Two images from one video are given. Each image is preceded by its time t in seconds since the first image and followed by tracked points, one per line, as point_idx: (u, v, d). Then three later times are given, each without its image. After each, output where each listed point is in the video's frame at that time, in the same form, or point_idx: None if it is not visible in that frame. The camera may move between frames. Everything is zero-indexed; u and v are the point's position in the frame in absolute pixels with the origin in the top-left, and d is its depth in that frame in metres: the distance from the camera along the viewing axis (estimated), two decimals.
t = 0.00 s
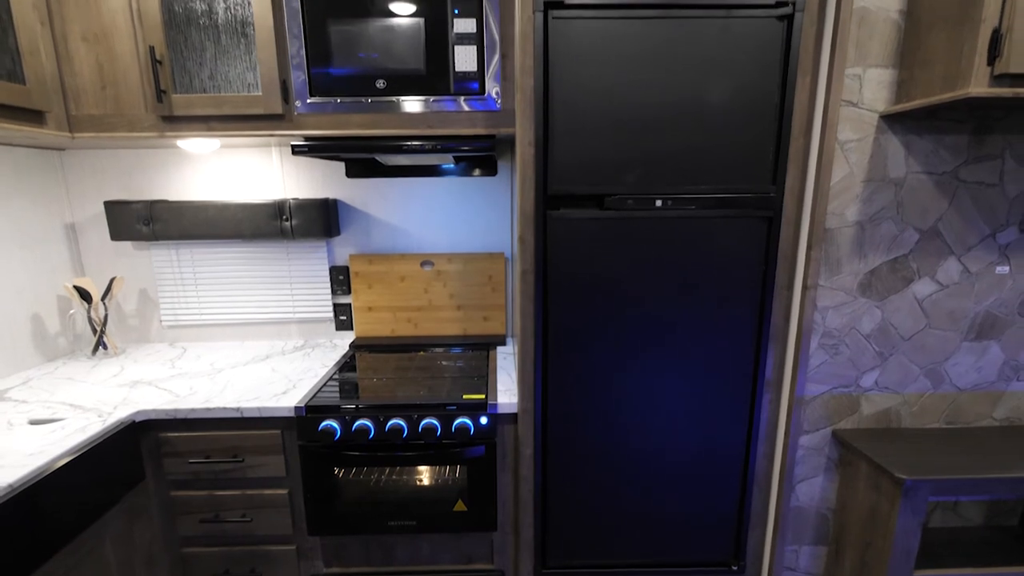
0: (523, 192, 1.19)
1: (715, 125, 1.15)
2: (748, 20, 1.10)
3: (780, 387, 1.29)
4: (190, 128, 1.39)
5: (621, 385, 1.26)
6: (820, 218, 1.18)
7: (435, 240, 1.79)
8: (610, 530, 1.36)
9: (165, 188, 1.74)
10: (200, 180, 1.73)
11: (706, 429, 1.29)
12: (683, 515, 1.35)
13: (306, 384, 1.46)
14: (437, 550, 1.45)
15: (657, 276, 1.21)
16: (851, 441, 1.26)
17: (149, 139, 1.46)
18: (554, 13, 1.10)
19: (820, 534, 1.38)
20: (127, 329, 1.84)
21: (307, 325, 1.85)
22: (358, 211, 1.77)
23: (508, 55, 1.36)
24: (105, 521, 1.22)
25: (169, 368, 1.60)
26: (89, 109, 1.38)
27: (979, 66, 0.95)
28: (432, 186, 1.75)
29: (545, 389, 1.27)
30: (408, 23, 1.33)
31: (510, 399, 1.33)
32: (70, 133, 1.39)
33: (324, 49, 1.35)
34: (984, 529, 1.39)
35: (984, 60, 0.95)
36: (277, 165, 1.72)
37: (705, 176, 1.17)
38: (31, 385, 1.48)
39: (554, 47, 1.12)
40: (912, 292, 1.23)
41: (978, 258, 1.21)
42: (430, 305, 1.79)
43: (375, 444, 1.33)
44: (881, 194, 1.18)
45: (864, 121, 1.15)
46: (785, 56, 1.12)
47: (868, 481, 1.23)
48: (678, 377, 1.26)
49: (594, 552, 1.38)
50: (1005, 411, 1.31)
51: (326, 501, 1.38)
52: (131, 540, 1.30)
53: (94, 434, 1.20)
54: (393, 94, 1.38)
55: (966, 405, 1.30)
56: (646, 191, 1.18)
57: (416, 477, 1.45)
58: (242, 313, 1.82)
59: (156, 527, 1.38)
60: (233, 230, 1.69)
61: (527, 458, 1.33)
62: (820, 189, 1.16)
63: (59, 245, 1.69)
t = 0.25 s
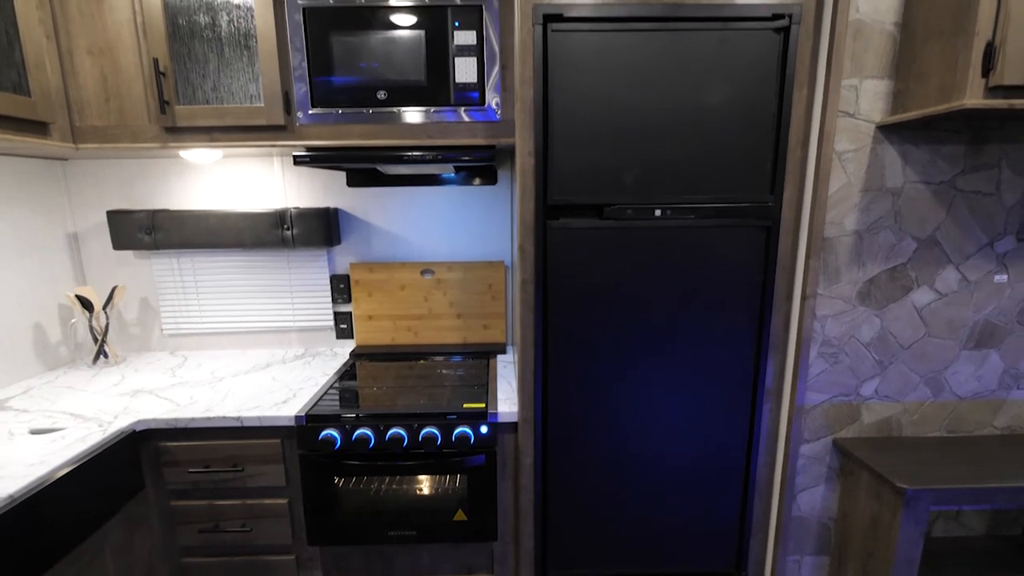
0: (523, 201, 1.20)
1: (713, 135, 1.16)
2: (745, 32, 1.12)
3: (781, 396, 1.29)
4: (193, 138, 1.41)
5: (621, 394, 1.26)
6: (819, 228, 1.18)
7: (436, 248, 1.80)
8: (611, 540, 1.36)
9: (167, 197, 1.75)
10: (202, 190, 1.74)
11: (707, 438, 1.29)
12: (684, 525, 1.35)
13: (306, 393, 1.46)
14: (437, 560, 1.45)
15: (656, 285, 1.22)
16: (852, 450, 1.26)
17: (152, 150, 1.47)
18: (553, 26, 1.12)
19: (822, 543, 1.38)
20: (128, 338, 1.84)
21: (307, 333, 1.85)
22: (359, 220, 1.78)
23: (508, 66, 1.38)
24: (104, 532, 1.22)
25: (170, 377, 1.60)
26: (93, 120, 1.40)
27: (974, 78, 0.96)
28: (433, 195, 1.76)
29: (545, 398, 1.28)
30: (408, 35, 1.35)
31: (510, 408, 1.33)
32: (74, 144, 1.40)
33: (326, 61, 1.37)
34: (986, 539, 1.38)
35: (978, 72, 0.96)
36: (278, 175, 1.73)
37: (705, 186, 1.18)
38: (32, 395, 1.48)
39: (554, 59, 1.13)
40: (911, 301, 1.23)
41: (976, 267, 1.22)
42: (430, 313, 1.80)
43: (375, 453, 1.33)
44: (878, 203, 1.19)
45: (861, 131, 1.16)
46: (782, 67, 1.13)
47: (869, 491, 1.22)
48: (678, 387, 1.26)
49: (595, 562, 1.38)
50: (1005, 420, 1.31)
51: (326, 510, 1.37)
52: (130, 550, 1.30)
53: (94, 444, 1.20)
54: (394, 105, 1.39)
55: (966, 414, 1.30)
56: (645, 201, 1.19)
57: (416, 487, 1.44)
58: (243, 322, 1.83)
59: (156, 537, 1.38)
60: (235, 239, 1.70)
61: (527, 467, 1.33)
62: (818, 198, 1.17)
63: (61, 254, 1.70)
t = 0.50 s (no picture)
0: (522, 211, 1.20)
1: (711, 145, 1.17)
2: (742, 44, 1.13)
3: (781, 405, 1.29)
4: (196, 149, 1.42)
5: (621, 403, 1.26)
6: (817, 237, 1.19)
7: (436, 257, 1.81)
8: (612, 550, 1.35)
9: (169, 206, 1.76)
10: (203, 199, 1.75)
11: (707, 447, 1.29)
12: (685, 535, 1.34)
13: (307, 402, 1.46)
14: (437, 570, 1.44)
15: (656, 294, 1.22)
16: (853, 459, 1.26)
17: (155, 160, 1.48)
18: (553, 38, 1.13)
19: (824, 553, 1.37)
20: (129, 346, 1.84)
21: (308, 342, 1.85)
22: (360, 228, 1.79)
23: (508, 77, 1.39)
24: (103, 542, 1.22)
25: (170, 386, 1.60)
26: (96, 131, 1.41)
27: (969, 89, 0.97)
28: (433, 204, 1.77)
29: (545, 408, 1.28)
30: (409, 47, 1.36)
31: (510, 417, 1.33)
32: (77, 154, 1.41)
33: (327, 73, 1.38)
34: (989, 548, 1.38)
35: (973, 83, 0.97)
36: (279, 184, 1.74)
37: (703, 195, 1.19)
38: (33, 404, 1.48)
39: (553, 70, 1.14)
40: (910, 310, 1.23)
41: (975, 276, 1.22)
42: (430, 321, 1.80)
43: (375, 462, 1.33)
44: (876, 213, 1.19)
45: (858, 141, 1.17)
46: (779, 78, 1.14)
47: (870, 500, 1.22)
48: (678, 395, 1.26)
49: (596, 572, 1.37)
50: (1006, 428, 1.31)
51: (325, 520, 1.37)
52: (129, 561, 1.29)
53: (94, 454, 1.20)
54: (395, 115, 1.40)
55: (967, 422, 1.30)
56: (644, 211, 1.20)
57: (415, 496, 1.44)
58: (244, 330, 1.83)
59: (154, 548, 1.37)
60: (236, 248, 1.70)
61: (527, 477, 1.33)
62: (816, 207, 1.18)
63: (63, 263, 1.71)
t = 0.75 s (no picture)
0: (522, 221, 1.21)
1: (709, 155, 1.17)
2: (739, 55, 1.14)
3: (781, 414, 1.29)
4: (198, 159, 1.43)
5: (621, 412, 1.26)
6: (815, 246, 1.19)
7: (436, 265, 1.81)
8: (613, 560, 1.34)
9: (171, 215, 1.77)
10: (205, 208, 1.76)
11: (708, 456, 1.29)
12: (686, 544, 1.34)
13: (307, 411, 1.46)
14: None
15: (655, 303, 1.23)
16: (854, 468, 1.26)
17: (157, 170, 1.49)
18: (552, 50, 1.14)
19: (825, 563, 1.36)
20: (129, 355, 1.85)
21: (308, 350, 1.85)
22: (360, 237, 1.80)
23: (507, 88, 1.40)
24: (102, 552, 1.21)
25: (171, 395, 1.60)
26: (99, 142, 1.42)
27: (964, 100, 0.98)
28: (433, 212, 1.78)
29: (544, 417, 1.28)
30: (410, 58, 1.38)
31: (510, 426, 1.33)
32: (80, 164, 1.42)
33: (328, 83, 1.39)
34: (991, 558, 1.37)
35: (968, 94, 0.98)
36: (280, 193, 1.75)
37: (702, 205, 1.19)
38: (33, 413, 1.48)
39: (552, 81, 1.15)
40: (909, 318, 1.24)
41: (973, 284, 1.23)
42: (430, 329, 1.80)
43: (375, 472, 1.33)
44: (874, 222, 1.20)
45: (855, 151, 1.18)
46: (777, 89, 1.15)
47: (871, 509, 1.22)
48: (678, 404, 1.26)
49: None
50: (1007, 437, 1.31)
51: (325, 530, 1.37)
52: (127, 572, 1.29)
53: (94, 463, 1.20)
54: (395, 125, 1.41)
55: (967, 431, 1.30)
56: (643, 220, 1.20)
57: (415, 505, 1.43)
58: (244, 338, 1.83)
59: (153, 558, 1.37)
60: (237, 257, 1.71)
61: (527, 486, 1.32)
62: (814, 217, 1.18)
63: (65, 272, 1.71)
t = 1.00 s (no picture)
0: (522, 230, 1.22)
1: (708, 165, 1.18)
2: (737, 66, 1.15)
3: (781, 422, 1.29)
4: (200, 169, 1.44)
5: (621, 421, 1.26)
6: (814, 255, 1.20)
7: (436, 274, 1.82)
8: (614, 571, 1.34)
9: (172, 224, 1.77)
10: (206, 217, 1.77)
11: (708, 465, 1.28)
12: (687, 554, 1.33)
13: (307, 420, 1.46)
14: None
15: (655, 311, 1.23)
16: (854, 477, 1.25)
17: (160, 179, 1.50)
18: (551, 61, 1.16)
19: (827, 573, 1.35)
20: (130, 364, 1.85)
21: (309, 358, 1.85)
22: (361, 245, 1.80)
23: (507, 98, 1.41)
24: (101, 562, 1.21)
25: (170, 404, 1.60)
26: (102, 152, 1.43)
27: (960, 110, 0.99)
28: (433, 221, 1.79)
29: (544, 425, 1.28)
30: (410, 69, 1.39)
31: (510, 435, 1.32)
32: (83, 174, 1.43)
33: (330, 94, 1.41)
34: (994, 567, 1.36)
35: (963, 105, 0.99)
36: (281, 201, 1.76)
37: (701, 214, 1.20)
38: (33, 422, 1.48)
39: (551, 92, 1.16)
40: (908, 326, 1.24)
41: (972, 293, 1.23)
42: (431, 338, 1.81)
43: (374, 481, 1.32)
44: (872, 231, 1.20)
45: (852, 160, 1.19)
46: (774, 99, 1.16)
47: (873, 519, 1.21)
48: (678, 413, 1.26)
49: None
50: (1008, 445, 1.30)
51: (324, 540, 1.36)
52: None
53: (94, 473, 1.20)
54: (396, 135, 1.42)
55: (968, 440, 1.30)
56: (642, 229, 1.21)
57: (416, 514, 1.42)
58: (244, 346, 1.84)
59: (152, 568, 1.36)
60: (237, 265, 1.72)
61: (527, 495, 1.32)
62: (812, 226, 1.19)
63: (66, 280, 1.72)
